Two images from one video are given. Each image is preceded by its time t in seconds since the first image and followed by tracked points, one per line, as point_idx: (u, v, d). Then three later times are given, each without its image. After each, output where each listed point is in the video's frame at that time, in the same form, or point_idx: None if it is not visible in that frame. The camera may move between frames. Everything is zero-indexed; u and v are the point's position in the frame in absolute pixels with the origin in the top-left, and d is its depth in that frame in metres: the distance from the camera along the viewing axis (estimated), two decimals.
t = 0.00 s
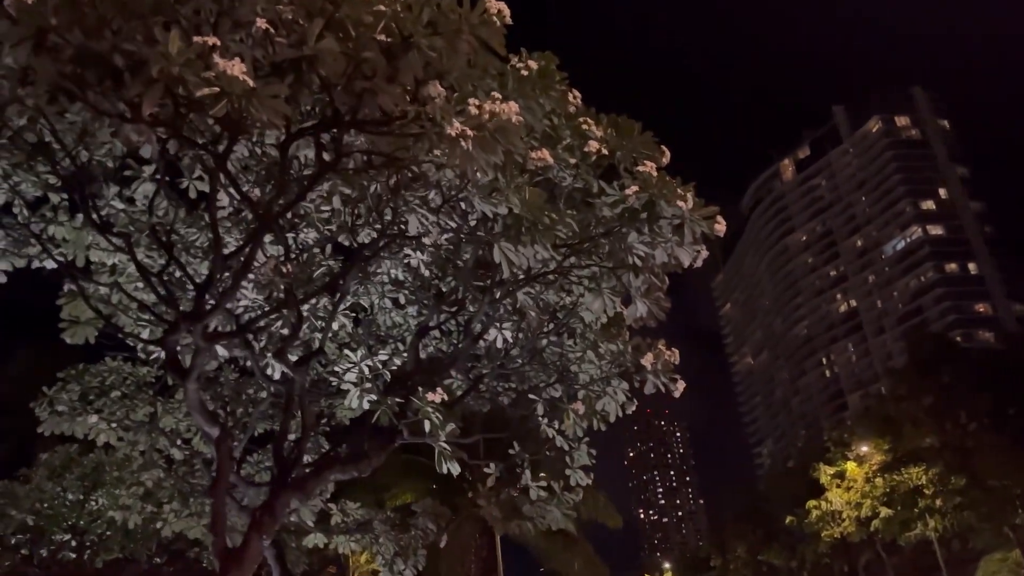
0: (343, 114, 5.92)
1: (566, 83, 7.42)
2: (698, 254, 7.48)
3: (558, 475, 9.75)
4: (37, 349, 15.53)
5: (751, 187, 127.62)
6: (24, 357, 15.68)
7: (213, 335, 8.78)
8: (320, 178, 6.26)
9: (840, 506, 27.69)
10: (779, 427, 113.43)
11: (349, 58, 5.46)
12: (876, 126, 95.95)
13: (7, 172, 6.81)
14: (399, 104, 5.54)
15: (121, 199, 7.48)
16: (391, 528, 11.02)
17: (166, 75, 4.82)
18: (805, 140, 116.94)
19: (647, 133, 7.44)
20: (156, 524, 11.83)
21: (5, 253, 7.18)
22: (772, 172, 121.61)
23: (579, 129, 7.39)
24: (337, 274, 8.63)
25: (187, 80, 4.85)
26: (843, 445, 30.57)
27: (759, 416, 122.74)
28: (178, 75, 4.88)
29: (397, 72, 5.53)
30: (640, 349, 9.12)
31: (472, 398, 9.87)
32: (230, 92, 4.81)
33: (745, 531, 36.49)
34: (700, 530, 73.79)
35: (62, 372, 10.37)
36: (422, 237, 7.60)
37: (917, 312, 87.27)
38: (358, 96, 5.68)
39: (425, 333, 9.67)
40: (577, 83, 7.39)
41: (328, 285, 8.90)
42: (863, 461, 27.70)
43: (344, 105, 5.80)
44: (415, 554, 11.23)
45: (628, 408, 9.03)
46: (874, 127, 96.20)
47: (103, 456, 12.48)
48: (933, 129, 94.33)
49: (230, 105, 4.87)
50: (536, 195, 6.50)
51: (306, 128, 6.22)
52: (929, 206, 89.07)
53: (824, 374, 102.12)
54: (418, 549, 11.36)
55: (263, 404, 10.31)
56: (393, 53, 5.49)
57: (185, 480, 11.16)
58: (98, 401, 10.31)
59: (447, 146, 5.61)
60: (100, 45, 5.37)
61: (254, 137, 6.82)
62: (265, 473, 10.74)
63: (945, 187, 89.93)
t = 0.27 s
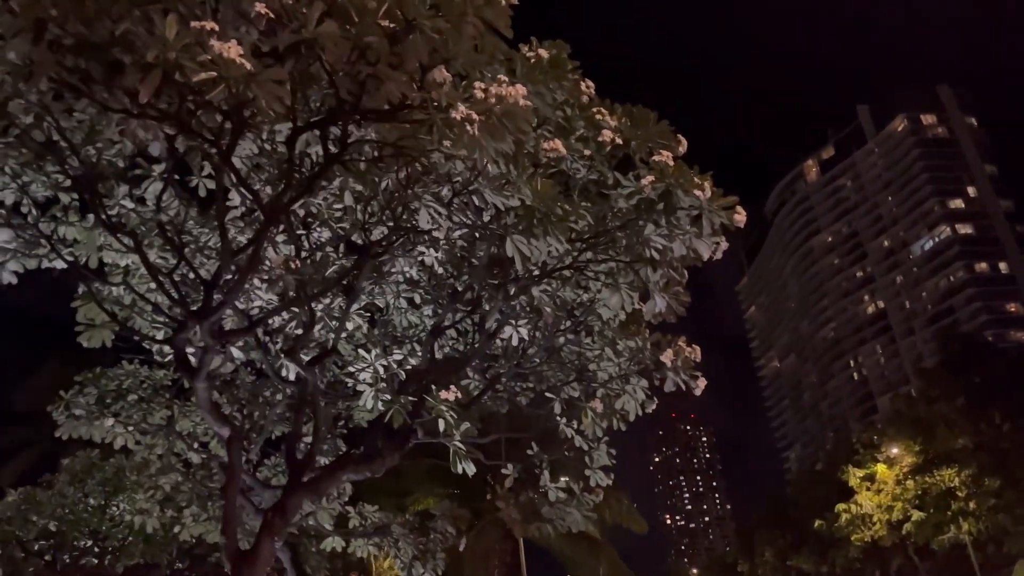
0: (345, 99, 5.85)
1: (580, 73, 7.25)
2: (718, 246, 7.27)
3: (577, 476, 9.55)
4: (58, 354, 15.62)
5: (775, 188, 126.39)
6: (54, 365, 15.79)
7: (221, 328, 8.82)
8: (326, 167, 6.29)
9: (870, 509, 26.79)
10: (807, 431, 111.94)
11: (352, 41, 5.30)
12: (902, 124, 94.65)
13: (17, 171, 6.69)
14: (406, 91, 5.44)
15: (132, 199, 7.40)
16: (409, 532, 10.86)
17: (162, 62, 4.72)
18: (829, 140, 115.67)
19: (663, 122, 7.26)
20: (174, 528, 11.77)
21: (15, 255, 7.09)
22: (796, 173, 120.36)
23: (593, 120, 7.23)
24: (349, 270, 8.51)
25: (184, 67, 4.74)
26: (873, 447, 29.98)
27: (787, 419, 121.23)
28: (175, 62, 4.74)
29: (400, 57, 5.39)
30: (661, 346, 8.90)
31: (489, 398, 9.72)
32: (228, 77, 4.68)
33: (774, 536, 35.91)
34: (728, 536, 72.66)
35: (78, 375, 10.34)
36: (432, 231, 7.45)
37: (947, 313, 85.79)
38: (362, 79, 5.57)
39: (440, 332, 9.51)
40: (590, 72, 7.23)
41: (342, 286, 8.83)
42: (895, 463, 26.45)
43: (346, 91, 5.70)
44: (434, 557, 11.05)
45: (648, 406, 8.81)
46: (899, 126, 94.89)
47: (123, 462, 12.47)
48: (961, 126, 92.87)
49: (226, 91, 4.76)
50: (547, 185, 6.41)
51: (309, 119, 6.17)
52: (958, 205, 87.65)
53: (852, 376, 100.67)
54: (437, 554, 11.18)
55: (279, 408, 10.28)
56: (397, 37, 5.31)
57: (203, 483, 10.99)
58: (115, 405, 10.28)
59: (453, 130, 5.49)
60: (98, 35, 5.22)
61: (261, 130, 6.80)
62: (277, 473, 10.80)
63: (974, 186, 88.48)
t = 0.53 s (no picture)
0: (343, 90, 5.72)
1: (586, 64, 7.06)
2: (732, 238, 7.05)
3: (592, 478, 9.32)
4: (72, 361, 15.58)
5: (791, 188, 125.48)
6: (70, 372, 15.76)
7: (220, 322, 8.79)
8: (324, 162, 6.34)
9: (894, 511, 26.39)
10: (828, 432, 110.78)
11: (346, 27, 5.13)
12: (919, 121, 93.61)
13: (16, 172, 6.59)
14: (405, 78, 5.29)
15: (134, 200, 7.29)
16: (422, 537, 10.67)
17: (152, 50, 4.57)
18: (845, 138, 114.65)
19: (673, 112, 7.07)
20: (186, 535, 11.66)
21: (16, 258, 6.91)
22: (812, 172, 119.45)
23: (600, 113, 7.05)
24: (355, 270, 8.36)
25: (174, 55, 4.58)
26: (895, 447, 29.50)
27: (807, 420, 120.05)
28: (164, 50, 4.58)
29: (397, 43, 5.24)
30: (675, 343, 8.67)
31: (501, 399, 9.53)
32: (216, 64, 4.53)
33: (796, 539, 35.40)
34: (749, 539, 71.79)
35: (87, 381, 10.25)
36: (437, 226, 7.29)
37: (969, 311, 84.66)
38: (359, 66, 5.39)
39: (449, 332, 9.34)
40: (597, 64, 7.05)
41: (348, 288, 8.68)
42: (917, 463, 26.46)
43: (344, 79, 5.54)
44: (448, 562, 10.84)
45: (664, 405, 8.59)
46: (916, 123, 93.94)
47: (136, 469, 12.35)
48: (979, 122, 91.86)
49: (214, 80, 4.59)
50: (554, 176, 6.24)
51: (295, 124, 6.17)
52: (978, 202, 86.61)
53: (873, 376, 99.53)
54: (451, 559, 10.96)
55: (289, 413, 10.16)
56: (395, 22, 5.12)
57: (215, 489, 10.89)
58: (124, 411, 10.17)
59: (453, 116, 5.30)
60: (87, 27, 5.03)
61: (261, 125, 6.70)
62: (287, 477, 10.76)
63: (993, 182, 87.43)
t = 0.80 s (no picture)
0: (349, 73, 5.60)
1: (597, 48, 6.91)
2: (751, 222, 6.87)
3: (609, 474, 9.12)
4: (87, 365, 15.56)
5: (807, 186, 124.57)
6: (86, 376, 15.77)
7: (229, 317, 8.67)
8: (326, 150, 6.13)
9: (918, 508, 25.85)
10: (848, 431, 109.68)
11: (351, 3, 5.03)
12: (936, 116, 92.67)
13: (19, 167, 6.51)
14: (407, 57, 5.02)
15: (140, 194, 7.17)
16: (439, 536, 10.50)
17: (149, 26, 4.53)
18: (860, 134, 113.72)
19: (687, 93, 6.84)
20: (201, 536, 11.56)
21: (21, 253, 6.93)
22: (827, 169, 118.56)
23: (613, 96, 6.89)
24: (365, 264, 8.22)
25: (171, 30, 4.50)
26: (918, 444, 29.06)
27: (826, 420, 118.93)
28: (161, 27, 4.50)
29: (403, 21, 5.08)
30: (693, 334, 8.47)
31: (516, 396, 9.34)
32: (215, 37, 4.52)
33: (818, 538, 34.91)
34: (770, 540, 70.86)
35: (99, 383, 10.22)
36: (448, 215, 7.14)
37: (990, 306, 83.57)
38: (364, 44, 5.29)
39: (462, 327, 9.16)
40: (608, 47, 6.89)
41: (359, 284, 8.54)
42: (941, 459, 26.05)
43: (351, 58, 5.45)
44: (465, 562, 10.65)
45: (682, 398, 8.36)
46: (933, 118, 93.00)
47: (150, 473, 12.32)
48: (997, 116, 90.83)
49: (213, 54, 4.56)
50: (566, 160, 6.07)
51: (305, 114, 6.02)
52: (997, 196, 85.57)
53: (893, 374, 98.47)
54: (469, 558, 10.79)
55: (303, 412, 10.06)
56: None
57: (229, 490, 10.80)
58: (136, 412, 10.10)
59: (459, 95, 5.16)
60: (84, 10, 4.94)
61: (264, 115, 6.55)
62: (299, 478, 10.72)
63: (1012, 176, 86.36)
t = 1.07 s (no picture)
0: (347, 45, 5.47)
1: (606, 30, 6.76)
2: (767, 204, 6.66)
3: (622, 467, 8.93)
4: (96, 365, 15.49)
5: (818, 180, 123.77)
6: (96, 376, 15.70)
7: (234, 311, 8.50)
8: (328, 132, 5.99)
9: (936, 503, 25.29)
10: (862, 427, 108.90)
11: None
12: (948, 108, 91.84)
13: (14, 157, 6.39)
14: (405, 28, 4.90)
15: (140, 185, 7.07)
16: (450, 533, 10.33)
17: None
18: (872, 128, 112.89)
19: (700, 72, 6.65)
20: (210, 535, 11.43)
21: (19, 246, 6.86)
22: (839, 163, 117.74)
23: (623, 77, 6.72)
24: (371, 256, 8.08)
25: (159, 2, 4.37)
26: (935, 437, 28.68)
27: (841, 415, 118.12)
28: None
29: None
30: (706, 322, 8.27)
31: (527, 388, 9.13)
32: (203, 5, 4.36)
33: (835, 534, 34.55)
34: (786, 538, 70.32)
35: (105, 380, 10.18)
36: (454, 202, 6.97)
37: (1005, 300, 82.75)
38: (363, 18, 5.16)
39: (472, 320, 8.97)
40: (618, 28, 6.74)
41: (365, 276, 8.36)
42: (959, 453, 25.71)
43: (352, 28, 5.31)
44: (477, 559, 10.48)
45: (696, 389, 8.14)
46: (945, 110, 92.17)
47: (159, 472, 12.18)
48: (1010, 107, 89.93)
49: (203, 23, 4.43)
50: (576, 140, 5.90)
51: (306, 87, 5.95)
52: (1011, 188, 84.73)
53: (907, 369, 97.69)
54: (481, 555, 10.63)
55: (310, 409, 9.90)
56: None
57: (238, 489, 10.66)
58: (142, 411, 9.96)
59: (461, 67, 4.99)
60: None
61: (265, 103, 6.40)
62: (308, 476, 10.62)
63: None
